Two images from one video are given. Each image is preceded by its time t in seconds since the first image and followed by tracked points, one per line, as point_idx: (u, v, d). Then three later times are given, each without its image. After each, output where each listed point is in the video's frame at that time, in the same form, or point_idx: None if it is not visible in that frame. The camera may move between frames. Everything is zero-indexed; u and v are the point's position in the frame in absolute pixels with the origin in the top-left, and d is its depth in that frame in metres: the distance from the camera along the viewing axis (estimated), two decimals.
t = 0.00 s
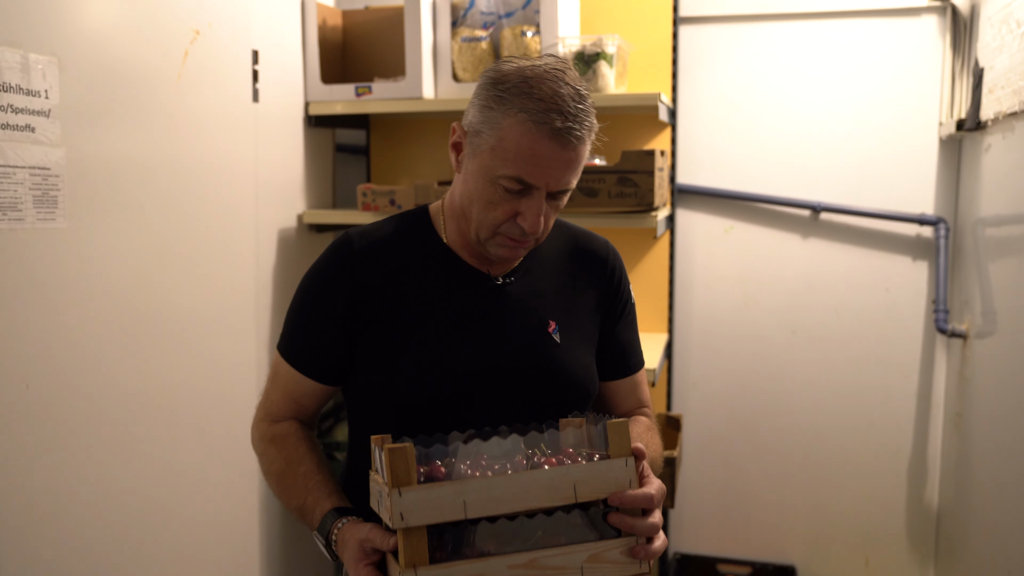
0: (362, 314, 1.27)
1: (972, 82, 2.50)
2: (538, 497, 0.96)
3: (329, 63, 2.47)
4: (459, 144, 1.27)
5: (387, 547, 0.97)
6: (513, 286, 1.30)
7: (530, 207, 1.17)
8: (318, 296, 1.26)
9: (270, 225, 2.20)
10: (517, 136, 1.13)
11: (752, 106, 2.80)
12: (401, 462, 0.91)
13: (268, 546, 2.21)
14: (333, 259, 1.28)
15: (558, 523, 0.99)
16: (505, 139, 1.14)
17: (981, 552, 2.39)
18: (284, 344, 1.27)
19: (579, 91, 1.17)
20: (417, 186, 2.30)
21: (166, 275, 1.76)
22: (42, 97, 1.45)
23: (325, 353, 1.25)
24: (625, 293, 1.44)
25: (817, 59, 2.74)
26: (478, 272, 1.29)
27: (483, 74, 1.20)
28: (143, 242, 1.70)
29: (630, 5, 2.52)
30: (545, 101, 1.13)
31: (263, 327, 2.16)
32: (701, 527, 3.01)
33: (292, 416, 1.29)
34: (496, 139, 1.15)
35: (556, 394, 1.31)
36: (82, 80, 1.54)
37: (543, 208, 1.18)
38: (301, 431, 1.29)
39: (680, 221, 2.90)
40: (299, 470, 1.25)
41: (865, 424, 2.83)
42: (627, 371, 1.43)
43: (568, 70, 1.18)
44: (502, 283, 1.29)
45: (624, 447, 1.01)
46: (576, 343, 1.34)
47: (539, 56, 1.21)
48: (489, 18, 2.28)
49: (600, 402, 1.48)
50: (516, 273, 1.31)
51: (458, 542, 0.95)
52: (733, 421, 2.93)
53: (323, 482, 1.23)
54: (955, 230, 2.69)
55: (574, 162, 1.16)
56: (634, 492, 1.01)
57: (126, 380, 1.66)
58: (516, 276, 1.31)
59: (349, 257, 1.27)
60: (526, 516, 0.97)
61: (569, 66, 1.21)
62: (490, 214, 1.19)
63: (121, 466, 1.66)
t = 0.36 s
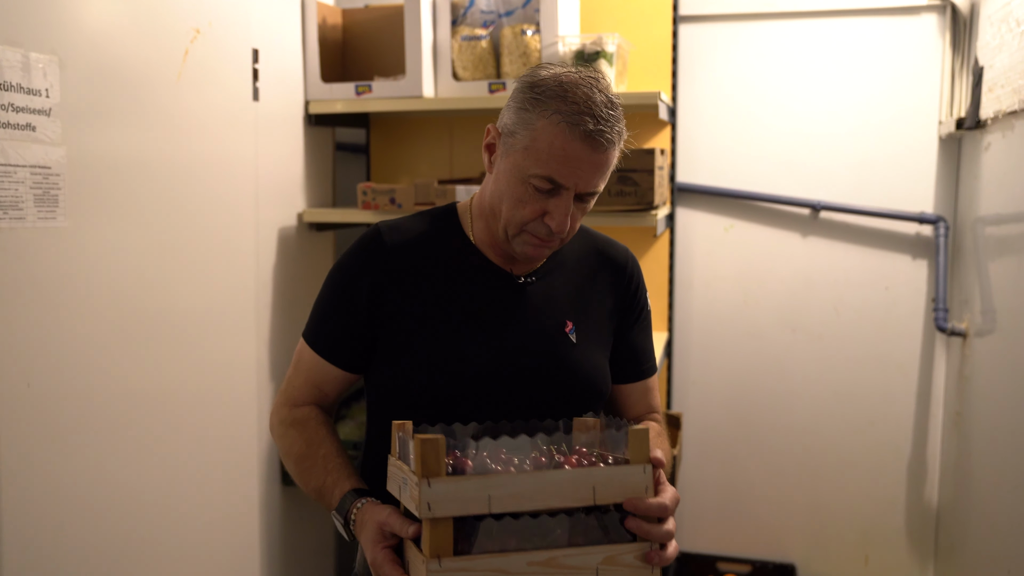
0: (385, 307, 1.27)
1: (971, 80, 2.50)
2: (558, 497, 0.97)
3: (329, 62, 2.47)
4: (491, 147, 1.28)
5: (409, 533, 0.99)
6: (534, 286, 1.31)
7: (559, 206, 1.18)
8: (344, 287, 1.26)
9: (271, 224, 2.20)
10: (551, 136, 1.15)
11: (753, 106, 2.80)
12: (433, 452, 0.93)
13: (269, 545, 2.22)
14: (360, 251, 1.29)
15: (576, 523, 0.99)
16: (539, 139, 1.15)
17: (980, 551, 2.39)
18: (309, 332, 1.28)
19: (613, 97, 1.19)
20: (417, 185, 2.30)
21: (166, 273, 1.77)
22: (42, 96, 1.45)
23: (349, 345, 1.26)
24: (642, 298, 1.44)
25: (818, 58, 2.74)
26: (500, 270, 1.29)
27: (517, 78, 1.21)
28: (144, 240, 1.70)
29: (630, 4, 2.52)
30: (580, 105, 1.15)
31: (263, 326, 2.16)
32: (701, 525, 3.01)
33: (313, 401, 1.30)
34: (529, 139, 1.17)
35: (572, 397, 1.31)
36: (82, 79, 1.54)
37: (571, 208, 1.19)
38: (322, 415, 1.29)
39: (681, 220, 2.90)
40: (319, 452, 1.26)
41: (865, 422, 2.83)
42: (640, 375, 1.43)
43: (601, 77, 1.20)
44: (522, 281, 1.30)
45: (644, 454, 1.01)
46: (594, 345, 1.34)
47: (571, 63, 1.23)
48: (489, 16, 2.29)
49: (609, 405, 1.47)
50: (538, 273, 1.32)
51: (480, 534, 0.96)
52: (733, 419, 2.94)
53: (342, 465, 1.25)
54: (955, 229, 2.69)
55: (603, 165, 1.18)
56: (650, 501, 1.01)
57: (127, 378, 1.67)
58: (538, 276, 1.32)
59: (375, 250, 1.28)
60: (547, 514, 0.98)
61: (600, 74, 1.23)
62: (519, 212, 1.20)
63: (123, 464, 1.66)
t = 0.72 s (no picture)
0: (384, 308, 1.27)
1: (971, 79, 2.50)
2: (579, 524, 0.95)
3: (329, 61, 2.47)
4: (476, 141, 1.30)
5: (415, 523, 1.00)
6: (532, 284, 1.30)
7: (536, 196, 1.18)
8: (341, 290, 1.26)
9: (270, 223, 2.20)
10: (523, 124, 1.15)
11: (753, 104, 2.80)
12: (462, 474, 0.89)
13: (269, 544, 2.22)
14: (357, 253, 1.28)
15: (590, 548, 0.97)
16: (512, 128, 1.16)
17: (980, 549, 2.39)
18: (307, 336, 1.28)
19: (588, 82, 1.18)
20: (417, 184, 2.30)
21: (166, 273, 1.76)
22: (42, 95, 1.45)
23: (345, 348, 1.26)
24: (640, 294, 1.44)
25: (818, 57, 2.74)
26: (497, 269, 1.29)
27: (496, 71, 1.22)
28: (144, 239, 1.70)
29: (630, 3, 2.52)
30: (551, 91, 1.15)
31: (263, 325, 2.16)
32: (700, 524, 3.01)
33: (311, 404, 1.30)
34: (504, 130, 1.17)
35: (572, 395, 1.30)
36: (82, 78, 1.54)
37: (550, 198, 1.19)
38: (321, 417, 1.30)
39: (681, 219, 2.90)
40: (319, 451, 1.26)
41: (865, 421, 2.83)
42: (638, 371, 1.44)
43: (578, 65, 1.20)
44: (520, 281, 1.30)
45: (663, 484, 0.99)
46: (593, 343, 1.34)
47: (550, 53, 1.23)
48: (489, 15, 2.28)
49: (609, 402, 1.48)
50: (535, 272, 1.32)
51: (496, 556, 0.93)
52: (734, 418, 2.94)
53: (343, 461, 1.25)
54: (955, 228, 2.69)
55: (580, 153, 1.17)
56: (664, 532, 1.00)
57: (127, 377, 1.67)
58: (535, 274, 1.32)
59: (370, 251, 1.28)
60: (565, 538, 0.96)
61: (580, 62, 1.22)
62: (500, 204, 1.21)
63: (123, 464, 1.66)
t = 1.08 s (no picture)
0: (359, 314, 1.26)
1: (974, 79, 2.50)
2: (573, 531, 0.94)
3: (331, 60, 2.47)
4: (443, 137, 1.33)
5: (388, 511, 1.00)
6: (515, 285, 1.30)
7: (497, 168, 1.19)
8: (315, 297, 1.25)
9: (272, 222, 2.20)
10: (472, 94, 1.18)
11: (754, 103, 2.80)
12: (452, 482, 0.89)
13: (271, 543, 2.22)
14: (329, 258, 1.27)
15: (585, 557, 0.96)
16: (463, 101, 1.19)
17: (982, 549, 2.39)
18: (279, 345, 1.26)
19: (536, 53, 1.21)
20: (418, 184, 2.31)
21: (168, 272, 1.77)
22: (45, 94, 1.45)
23: (324, 355, 1.25)
24: (629, 287, 1.44)
25: (819, 56, 2.73)
26: (482, 270, 1.29)
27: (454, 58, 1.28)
28: (146, 239, 1.70)
29: (632, 2, 2.52)
30: (496, 60, 1.18)
31: (265, 324, 2.16)
32: (702, 523, 3.01)
33: (284, 410, 1.28)
34: (459, 105, 1.21)
35: (561, 393, 1.31)
36: (84, 78, 1.54)
37: (510, 169, 1.19)
38: (294, 423, 1.28)
39: (683, 218, 2.89)
40: (292, 457, 1.24)
41: (867, 421, 2.83)
42: (630, 366, 1.45)
43: (529, 40, 1.24)
44: (504, 281, 1.29)
45: (659, 488, 0.99)
46: (580, 340, 1.34)
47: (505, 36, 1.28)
48: (490, 15, 2.26)
49: (603, 399, 1.48)
50: (517, 271, 1.32)
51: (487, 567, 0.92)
52: (735, 417, 2.93)
53: (317, 467, 1.24)
54: (956, 227, 2.69)
55: (536, 119, 1.18)
56: (660, 539, 1.00)
57: (129, 376, 1.67)
58: (518, 273, 1.32)
59: (345, 254, 1.26)
60: (559, 548, 0.95)
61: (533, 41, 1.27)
62: (463, 185, 1.22)
63: (125, 463, 1.66)
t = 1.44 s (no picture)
0: (324, 326, 1.25)
1: (973, 78, 2.50)
2: (550, 549, 0.94)
3: (330, 60, 2.47)
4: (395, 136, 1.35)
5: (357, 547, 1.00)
6: (485, 289, 1.29)
7: (439, 124, 1.20)
8: (279, 311, 1.23)
9: (272, 221, 2.20)
10: (406, 61, 1.23)
11: (753, 103, 2.80)
12: (416, 510, 0.88)
13: (271, 544, 2.22)
14: (290, 272, 1.25)
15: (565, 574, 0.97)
16: (399, 70, 1.23)
17: (983, 548, 2.39)
18: (241, 363, 1.25)
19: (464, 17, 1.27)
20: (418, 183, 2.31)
21: (168, 272, 1.76)
22: (44, 94, 1.45)
23: (289, 369, 1.24)
24: (604, 284, 1.45)
25: (818, 55, 2.73)
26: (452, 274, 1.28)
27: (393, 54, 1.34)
28: (145, 239, 1.70)
29: (632, 2, 2.52)
30: (422, 25, 1.24)
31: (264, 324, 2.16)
32: (703, 523, 3.01)
33: (251, 430, 1.27)
34: (397, 77, 1.24)
35: (537, 397, 1.30)
36: (84, 78, 1.54)
37: (453, 123, 1.20)
38: (262, 443, 1.26)
39: (682, 218, 2.89)
40: (264, 481, 1.23)
41: (866, 421, 2.83)
42: (609, 368, 1.45)
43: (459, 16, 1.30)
44: (474, 286, 1.28)
45: (640, 497, 1.00)
46: (554, 343, 1.34)
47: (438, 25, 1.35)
48: (490, 14, 2.26)
49: (583, 402, 1.50)
50: (486, 275, 1.31)
51: None
52: (735, 417, 2.93)
53: (291, 490, 1.23)
54: (956, 227, 2.69)
55: (471, 68, 1.21)
56: (642, 550, 1.02)
57: (127, 377, 1.66)
58: (487, 277, 1.30)
59: (308, 267, 1.25)
60: (538, 567, 0.95)
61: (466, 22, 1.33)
62: (412, 153, 1.22)
63: (124, 464, 1.66)
